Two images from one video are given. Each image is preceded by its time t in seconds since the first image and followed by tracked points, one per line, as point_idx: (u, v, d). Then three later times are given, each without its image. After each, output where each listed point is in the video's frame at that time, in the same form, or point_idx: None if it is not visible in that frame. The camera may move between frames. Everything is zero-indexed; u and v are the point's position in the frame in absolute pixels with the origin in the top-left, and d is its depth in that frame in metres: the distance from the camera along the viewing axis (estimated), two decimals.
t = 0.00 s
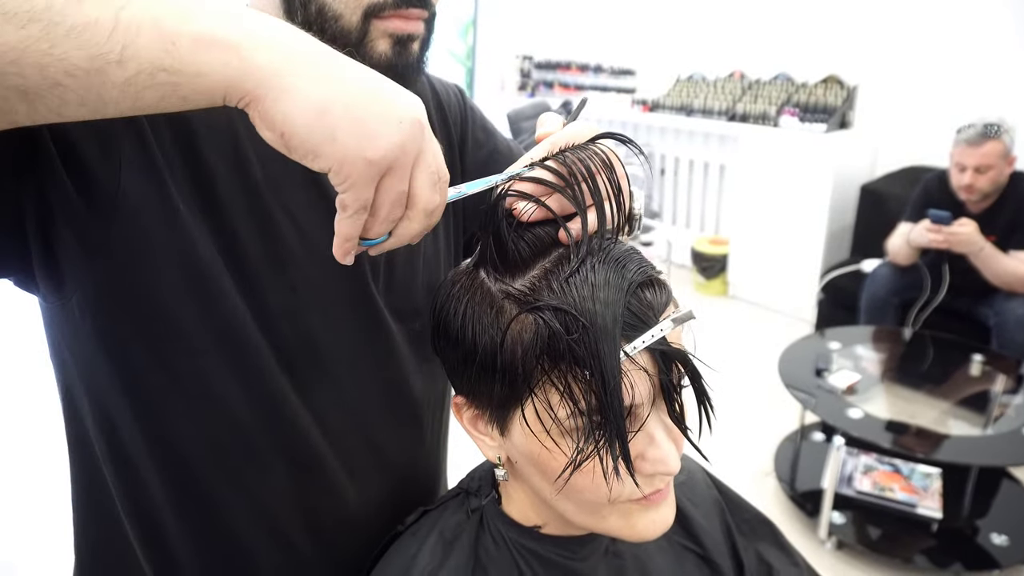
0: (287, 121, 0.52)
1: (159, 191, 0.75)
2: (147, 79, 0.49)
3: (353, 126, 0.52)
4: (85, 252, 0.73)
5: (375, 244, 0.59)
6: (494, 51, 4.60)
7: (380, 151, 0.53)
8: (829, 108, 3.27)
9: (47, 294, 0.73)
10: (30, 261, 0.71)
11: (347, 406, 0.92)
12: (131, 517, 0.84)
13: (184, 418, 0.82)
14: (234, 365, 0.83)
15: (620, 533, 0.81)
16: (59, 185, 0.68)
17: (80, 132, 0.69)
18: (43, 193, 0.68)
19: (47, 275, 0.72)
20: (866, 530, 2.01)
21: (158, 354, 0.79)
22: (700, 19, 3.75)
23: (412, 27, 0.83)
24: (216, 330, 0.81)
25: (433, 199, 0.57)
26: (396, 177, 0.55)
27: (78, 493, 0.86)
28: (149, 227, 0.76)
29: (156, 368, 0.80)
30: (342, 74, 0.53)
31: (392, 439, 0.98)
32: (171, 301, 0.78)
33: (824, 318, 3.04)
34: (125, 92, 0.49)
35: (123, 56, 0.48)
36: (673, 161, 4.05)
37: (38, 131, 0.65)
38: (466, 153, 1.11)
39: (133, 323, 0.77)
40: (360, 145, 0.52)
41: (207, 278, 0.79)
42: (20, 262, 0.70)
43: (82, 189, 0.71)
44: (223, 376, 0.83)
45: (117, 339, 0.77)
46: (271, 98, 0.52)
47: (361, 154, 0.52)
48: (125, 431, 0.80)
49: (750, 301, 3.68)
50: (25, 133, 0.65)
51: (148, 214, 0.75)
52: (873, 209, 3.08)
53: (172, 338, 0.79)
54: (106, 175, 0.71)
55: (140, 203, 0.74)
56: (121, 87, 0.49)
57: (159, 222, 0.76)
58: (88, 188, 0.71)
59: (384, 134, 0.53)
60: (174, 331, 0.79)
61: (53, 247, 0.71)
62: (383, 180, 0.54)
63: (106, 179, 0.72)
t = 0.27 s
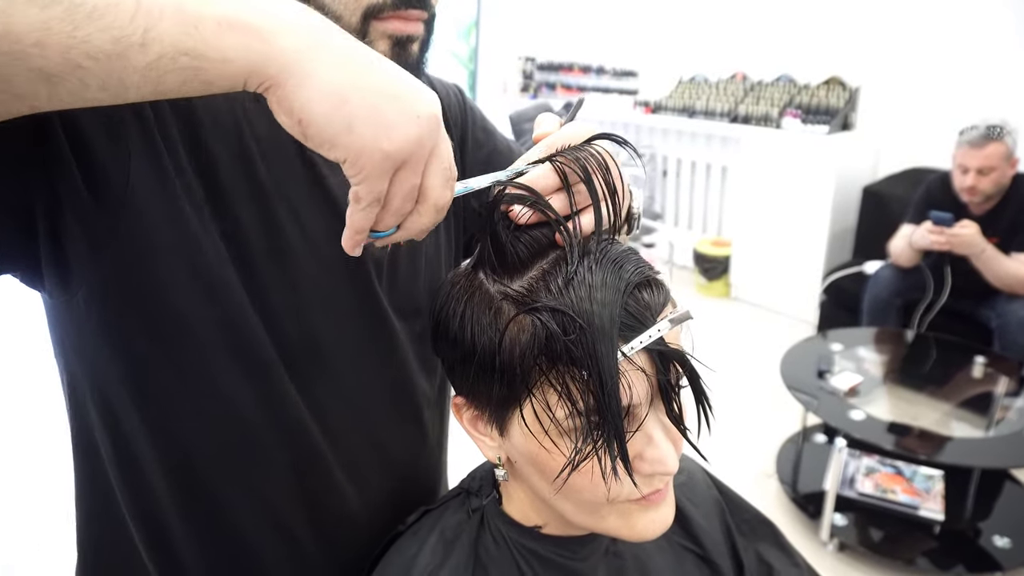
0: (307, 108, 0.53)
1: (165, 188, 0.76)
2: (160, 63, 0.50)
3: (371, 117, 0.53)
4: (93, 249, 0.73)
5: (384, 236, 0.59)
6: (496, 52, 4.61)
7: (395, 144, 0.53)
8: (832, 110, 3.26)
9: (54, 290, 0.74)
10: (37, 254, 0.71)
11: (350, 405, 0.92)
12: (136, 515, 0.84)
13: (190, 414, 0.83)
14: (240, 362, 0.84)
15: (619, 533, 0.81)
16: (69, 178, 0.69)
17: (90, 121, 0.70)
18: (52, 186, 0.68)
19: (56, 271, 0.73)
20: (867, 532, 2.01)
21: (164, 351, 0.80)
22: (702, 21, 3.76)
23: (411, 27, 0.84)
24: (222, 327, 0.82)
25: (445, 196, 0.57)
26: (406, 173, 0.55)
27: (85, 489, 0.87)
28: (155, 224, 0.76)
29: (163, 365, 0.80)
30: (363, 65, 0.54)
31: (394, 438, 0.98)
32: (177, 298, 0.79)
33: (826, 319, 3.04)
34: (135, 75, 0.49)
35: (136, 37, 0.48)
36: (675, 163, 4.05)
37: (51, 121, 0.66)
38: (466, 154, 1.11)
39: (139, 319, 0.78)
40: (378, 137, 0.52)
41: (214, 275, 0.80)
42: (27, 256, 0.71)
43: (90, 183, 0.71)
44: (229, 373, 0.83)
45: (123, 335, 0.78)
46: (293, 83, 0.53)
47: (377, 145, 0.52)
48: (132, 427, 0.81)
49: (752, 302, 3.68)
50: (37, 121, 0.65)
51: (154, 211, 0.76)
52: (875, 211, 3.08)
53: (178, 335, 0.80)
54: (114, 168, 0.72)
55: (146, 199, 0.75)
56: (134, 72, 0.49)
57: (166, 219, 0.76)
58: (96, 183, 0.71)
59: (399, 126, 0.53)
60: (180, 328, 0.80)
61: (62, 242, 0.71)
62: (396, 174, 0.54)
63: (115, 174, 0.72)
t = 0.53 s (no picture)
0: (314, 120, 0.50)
1: (165, 195, 0.75)
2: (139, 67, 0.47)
3: (378, 126, 0.50)
4: (96, 258, 0.72)
5: (391, 250, 0.58)
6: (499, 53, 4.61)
7: (405, 152, 0.51)
8: (834, 111, 3.25)
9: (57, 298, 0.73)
10: (42, 266, 0.70)
11: (351, 405, 0.92)
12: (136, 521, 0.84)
13: (194, 420, 0.82)
14: (243, 365, 0.84)
15: (619, 533, 0.81)
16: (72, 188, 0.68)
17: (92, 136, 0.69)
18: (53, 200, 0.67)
19: (59, 280, 0.72)
20: (870, 534, 2.01)
21: (168, 358, 0.79)
22: (705, 22, 3.76)
23: (410, 31, 0.84)
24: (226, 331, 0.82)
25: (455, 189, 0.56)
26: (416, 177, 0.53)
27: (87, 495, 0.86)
28: (159, 230, 0.75)
29: (167, 372, 0.80)
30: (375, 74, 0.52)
31: (394, 438, 0.99)
32: (183, 304, 0.78)
33: (829, 320, 3.03)
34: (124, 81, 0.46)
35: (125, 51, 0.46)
36: (678, 163, 4.05)
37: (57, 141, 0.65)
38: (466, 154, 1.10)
39: (143, 328, 0.77)
40: (384, 146, 0.50)
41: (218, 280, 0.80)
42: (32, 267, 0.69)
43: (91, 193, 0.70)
44: (232, 377, 0.83)
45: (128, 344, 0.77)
46: (297, 95, 0.50)
47: (383, 155, 0.50)
48: (135, 433, 0.80)
49: (754, 303, 3.68)
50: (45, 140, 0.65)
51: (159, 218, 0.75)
52: (878, 212, 3.08)
53: (184, 341, 0.79)
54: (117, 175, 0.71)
55: (150, 207, 0.74)
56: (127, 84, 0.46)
57: (171, 224, 0.76)
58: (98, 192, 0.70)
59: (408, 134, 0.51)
60: (185, 335, 0.79)
61: (64, 251, 0.70)
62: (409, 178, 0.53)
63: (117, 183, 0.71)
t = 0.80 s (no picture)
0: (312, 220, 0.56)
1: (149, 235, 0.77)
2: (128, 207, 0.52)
3: (363, 207, 0.56)
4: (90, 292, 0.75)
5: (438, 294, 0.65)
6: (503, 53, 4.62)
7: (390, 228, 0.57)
8: (839, 112, 3.26)
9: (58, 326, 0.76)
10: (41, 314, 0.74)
11: (353, 412, 0.93)
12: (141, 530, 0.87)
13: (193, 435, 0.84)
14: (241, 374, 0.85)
15: (623, 533, 0.81)
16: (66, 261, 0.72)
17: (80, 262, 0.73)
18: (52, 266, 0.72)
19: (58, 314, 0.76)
20: (873, 535, 2.01)
21: (166, 380, 0.81)
22: (709, 23, 3.76)
23: (419, 43, 0.87)
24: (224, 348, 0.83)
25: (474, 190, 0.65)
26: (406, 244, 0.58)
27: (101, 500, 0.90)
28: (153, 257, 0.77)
29: (163, 392, 0.82)
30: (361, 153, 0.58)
31: (398, 441, 0.99)
32: (179, 325, 0.80)
33: (832, 321, 3.03)
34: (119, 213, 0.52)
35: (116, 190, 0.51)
36: (681, 164, 4.05)
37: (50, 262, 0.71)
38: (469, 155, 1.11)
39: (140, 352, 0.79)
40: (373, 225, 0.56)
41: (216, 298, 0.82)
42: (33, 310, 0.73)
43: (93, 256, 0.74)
44: (228, 394, 0.85)
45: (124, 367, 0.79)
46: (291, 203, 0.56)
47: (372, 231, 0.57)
48: (136, 449, 0.83)
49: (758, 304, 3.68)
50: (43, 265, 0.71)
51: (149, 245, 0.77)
52: (882, 213, 3.08)
53: (180, 361, 0.81)
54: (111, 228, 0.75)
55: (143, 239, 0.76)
56: (134, 215, 0.52)
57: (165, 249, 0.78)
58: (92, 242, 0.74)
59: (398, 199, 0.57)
60: (180, 357, 0.81)
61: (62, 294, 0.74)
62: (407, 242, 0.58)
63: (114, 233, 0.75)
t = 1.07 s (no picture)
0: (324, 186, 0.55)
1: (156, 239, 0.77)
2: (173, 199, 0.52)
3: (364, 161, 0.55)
4: (101, 291, 0.75)
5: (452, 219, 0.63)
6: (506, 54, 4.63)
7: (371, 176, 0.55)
8: (841, 111, 3.30)
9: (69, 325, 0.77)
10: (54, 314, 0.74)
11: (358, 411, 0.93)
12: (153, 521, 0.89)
13: (200, 434, 0.85)
14: (246, 374, 0.86)
15: (624, 530, 0.81)
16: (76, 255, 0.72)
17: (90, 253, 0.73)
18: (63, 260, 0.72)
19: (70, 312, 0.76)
20: (875, 535, 2.00)
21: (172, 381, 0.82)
22: (712, 23, 3.76)
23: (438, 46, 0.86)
24: (231, 347, 0.84)
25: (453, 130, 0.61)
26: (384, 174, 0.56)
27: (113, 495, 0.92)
28: (162, 256, 0.78)
29: (171, 391, 0.82)
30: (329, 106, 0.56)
31: (401, 440, 1.00)
32: (187, 324, 0.80)
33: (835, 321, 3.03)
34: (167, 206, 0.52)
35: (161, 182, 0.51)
36: (683, 164, 4.05)
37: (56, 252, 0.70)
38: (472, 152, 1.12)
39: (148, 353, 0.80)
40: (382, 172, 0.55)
41: (223, 298, 0.82)
42: (48, 311, 0.73)
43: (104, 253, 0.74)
44: (237, 391, 0.85)
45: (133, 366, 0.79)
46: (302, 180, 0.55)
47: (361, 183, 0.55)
48: (145, 446, 0.84)
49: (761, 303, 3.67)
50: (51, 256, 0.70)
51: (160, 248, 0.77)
52: (885, 213, 3.07)
53: (187, 360, 0.82)
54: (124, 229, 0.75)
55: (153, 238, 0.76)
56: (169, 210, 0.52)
57: (175, 249, 0.78)
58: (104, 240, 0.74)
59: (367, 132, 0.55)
60: (188, 356, 0.82)
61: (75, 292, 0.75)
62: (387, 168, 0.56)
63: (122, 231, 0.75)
